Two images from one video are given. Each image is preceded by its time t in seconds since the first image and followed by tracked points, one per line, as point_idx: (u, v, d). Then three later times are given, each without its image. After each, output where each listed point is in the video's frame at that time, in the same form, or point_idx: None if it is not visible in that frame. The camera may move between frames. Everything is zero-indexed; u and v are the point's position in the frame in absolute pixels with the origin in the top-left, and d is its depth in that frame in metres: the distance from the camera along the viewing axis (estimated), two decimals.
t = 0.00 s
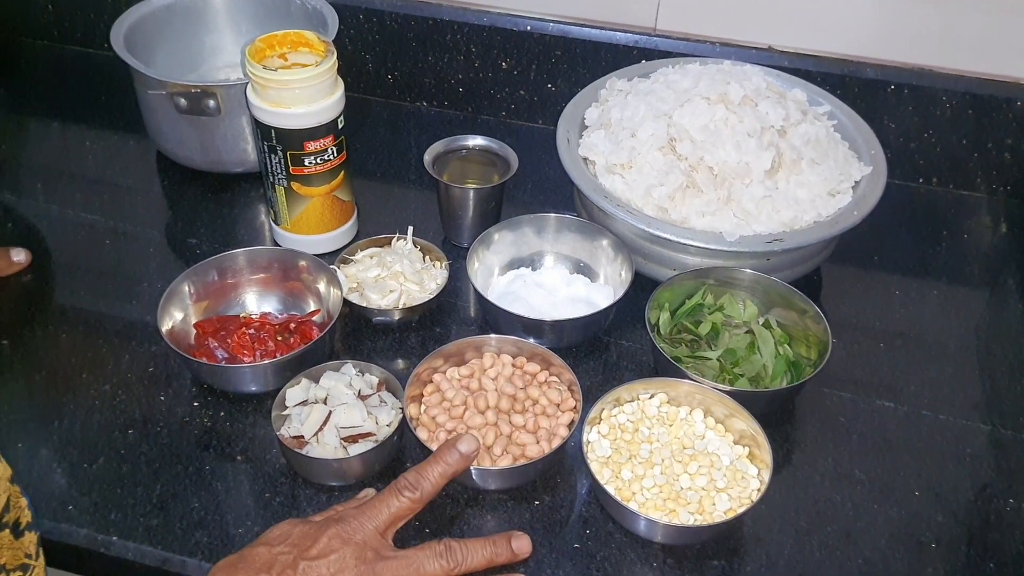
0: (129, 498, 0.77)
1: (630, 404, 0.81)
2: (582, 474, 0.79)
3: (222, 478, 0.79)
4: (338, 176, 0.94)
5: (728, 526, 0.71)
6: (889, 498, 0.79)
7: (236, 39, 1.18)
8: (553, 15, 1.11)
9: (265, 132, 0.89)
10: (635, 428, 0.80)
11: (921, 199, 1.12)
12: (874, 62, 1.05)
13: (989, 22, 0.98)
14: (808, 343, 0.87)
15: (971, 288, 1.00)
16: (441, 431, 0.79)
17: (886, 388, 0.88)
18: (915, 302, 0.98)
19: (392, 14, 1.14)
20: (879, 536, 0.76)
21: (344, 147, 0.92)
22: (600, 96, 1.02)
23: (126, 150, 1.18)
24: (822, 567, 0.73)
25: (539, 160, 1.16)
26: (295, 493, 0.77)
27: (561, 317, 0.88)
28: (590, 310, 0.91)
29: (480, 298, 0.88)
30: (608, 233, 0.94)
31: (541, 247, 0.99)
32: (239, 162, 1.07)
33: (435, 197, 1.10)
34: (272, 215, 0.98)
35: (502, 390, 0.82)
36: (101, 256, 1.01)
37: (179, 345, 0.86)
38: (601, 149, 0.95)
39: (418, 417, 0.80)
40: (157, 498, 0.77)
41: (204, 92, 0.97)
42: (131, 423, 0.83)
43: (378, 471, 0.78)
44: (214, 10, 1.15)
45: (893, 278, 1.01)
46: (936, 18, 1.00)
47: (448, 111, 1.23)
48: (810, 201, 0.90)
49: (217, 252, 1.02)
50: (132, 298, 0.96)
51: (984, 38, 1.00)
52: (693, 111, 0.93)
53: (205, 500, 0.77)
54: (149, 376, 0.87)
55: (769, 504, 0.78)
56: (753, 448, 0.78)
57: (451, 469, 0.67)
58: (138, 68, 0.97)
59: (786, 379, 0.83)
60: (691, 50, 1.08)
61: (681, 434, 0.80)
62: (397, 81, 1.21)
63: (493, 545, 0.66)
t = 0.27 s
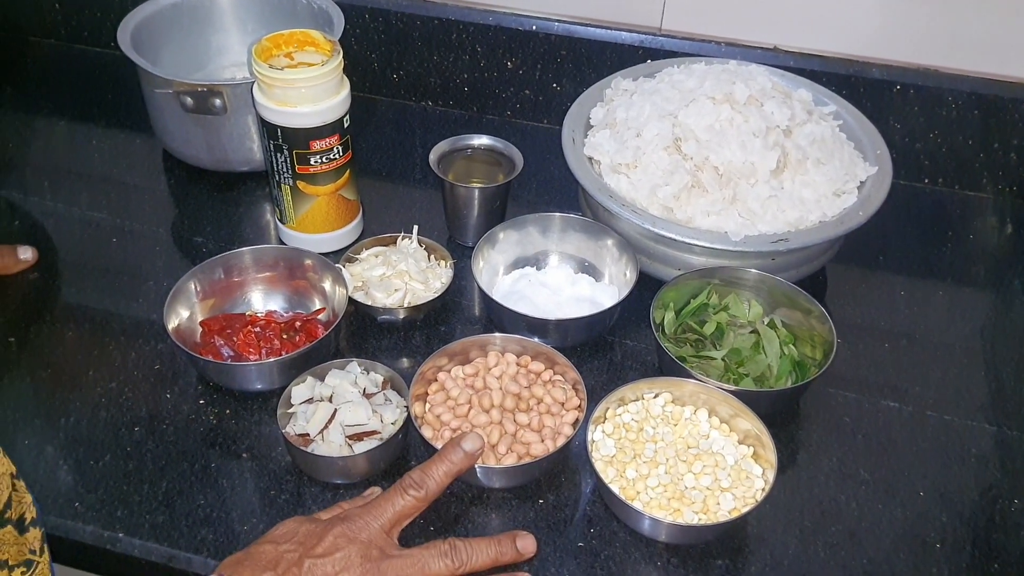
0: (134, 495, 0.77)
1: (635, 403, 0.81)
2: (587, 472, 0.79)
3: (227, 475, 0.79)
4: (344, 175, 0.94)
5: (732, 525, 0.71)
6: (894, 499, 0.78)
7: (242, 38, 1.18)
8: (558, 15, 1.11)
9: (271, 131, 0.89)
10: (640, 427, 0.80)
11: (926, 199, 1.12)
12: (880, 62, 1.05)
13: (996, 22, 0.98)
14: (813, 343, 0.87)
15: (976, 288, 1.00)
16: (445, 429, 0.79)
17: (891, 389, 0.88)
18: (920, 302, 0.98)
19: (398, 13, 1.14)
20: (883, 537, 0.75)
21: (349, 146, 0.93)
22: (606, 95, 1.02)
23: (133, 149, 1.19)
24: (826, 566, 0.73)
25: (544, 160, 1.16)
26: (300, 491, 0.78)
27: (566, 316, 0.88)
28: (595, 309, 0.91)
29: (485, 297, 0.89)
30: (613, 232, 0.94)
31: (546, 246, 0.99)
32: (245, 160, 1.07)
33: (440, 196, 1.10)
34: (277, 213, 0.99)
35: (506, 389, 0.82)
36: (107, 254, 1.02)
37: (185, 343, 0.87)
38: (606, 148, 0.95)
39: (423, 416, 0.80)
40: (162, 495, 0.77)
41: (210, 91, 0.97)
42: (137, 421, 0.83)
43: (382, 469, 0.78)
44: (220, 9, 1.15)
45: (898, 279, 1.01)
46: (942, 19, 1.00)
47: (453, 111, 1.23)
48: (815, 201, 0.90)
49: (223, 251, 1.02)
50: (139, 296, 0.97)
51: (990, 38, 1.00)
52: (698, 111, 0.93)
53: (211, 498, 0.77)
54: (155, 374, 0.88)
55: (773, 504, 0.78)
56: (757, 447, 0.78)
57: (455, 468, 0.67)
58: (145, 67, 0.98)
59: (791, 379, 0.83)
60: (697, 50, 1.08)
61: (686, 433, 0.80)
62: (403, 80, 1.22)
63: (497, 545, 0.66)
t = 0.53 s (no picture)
0: (146, 491, 0.78)
1: (643, 401, 0.82)
2: (595, 470, 0.79)
3: (238, 472, 0.79)
4: (354, 174, 0.95)
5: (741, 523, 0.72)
6: (902, 498, 0.79)
7: (252, 37, 1.19)
8: (566, 15, 1.11)
9: (281, 130, 0.90)
10: (648, 425, 0.80)
11: (934, 199, 1.12)
12: (888, 63, 1.06)
13: (1004, 23, 0.98)
14: (821, 343, 0.87)
15: (984, 288, 1.00)
16: (455, 427, 0.79)
17: (899, 388, 0.88)
18: (927, 302, 0.98)
19: (406, 13, 1.14)
20: (891, 536, 0.76)
21: (359, 146, 0.93)
22: (614, 95, 1.02)
23: (143, 148, 1.19)
24: (833, 565, 0.73)
25: (552, 159, 1.17)
26: (311, 488, 0.78)
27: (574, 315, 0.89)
28: (603, 308, 0.91)
29: (493, 295, 0.89)
30: (621, 232, 0.94)
31: (554, 246, 1.00)
32: (255, 160, 1.07)
33: (448, 195, 1.10)
34: (287, 212, 0.99)
35: (515, 387, 0.82)
36: (118, 253, 1.02)
37: (196, 341, 0.87)
38: (615, 148, 0.95)
39: (433, 413, 0.81)
40: (174, 491, 0.78)
41: (221, 91, 0.98)
42: (148, 418, 0.84)
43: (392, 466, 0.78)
44: (230, 8, 1.16)
45: (905, 279, 1.01)
46: (950, 19, 1.00)
47: (461, 110, 1.23)
48: (824, 201, 0.90)
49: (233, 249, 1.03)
50: (149, 294, 0.97)
51: (998, 38, 1.00)
52: (706, 110, 0.93)
53: (222, 494, 0.78)
54: (166, 372, 0.88)
55: (781, 502, 0.78)
56: (765, 446, 0.78)
57: (463, 467, 0.68)
58: (156, 66, 0.98)
59: (799, 378, 0.83)
60: (705, 50, 1.09)
61: (694, 432, 0.80)
62: (411, 80, 1.22)
63: (503, 545, 0.67)
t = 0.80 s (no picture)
0: (150, 491, 0.78)
1: (647, 403, 0.82)
2: (598, 472, 0.79)
3: (242, 473, 0.79)
4: (358, 175, 0.95)
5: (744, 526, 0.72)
6: (906, 500, 0.79)
7: (256, 38, 1.19)
8: (570, 16, 1.11)
9: (286, 131, 0.90)
10: (651, 427, 0.80)
11: (938, 202, 1.12)
12: (893, 65, 1.06)
13: (1010, 25, 0.98)
14: (825, 345, 0.87)
15: (988, 291, 1.00)
16: (458, 428, 0.79)
17: (902, 391, 0.88)
18: (932, 305, 0.98)
19: (411, 14, 1.14)
20: (894, 538, 0.76)
21: (363, 146, 0.93)
22: (618, 96, 1.02)
23: (147, 148, 1.19)
24: (837, 567, 0.73)
25: (556, 161, 1.16)
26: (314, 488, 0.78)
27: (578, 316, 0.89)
28: (607, 309, 0.91)
29: (497, 297, 0.89)
30: (625, 233, 0.94)
31: (558, 247, 1.00)
32: (259, 160, 1.08)
33: (452, 196, 1.11)
34: (291, 213, 0.99)
35: (518, 388, 0.82)
36: (122, 253, 1.02)
37: (200, 341, 0.87)
38: (619, 149, 0.95)
39: (436, 415, 0.80)
40: (177, 491, 0.78)
41: (225, 92, 0.98)
42: (152, 418, 0.84)
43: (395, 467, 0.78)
44: (235, 9, 1.16)
45: (909, 281, 1.01)
46: (955, 21, 1.00)
47: (464, 111, 1.23)
48: (828, 203, 0.90)
49: (237, 249, 1.03)
50: (154, 294, 0.97)
51: (1004, 40, 1.00)
52: (711, 112, 0.93)
53: (226, 494, 0.78)
54: (170, 372, 0.88)
55: (784, 505, 0.78)
56: (769, 448, 0.78)
57: (366, 457, 0.66)
58: (161, 66, 0.98)
59: (802, 380, 0.83)
60: (709, 52, 1.09)
61: (698, 434, 0.80)
62: (415, 81, 1.22)
63: (406, 528, 0.66)
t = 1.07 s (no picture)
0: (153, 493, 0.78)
1: (649, 406, 0.82)
2: (601, 474, 0.80)
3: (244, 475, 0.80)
4: (360, 178, 0.95)
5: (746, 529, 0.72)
6: (908, 503, 0.79)
7: (259, 41, 1.19)
8: (573, 19, 1.11)
9: (289, 133, 0.90)
10: (654, 429, 0.80)
11: (941, 204, 1.12)
12: (895, 67, 1.06)
13: (1011, 27, 0.98)
14: (827, 348, 0.87)
15: (991, 293, 1.00)
16: (461, 430, 0.79)
17: (905, 393, 0.88)
18: (934, 307, 0.98)
19: (413, 16, 1.15)
20: (896, 541, 0.76)
21: (366, 149, 0.93)
22: (621, 99, 1.02)
23: (151, 150, 1.20)
24: (839, 570, 0.73)
25: (558, 163, 1.17)
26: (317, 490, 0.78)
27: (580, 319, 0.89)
28: (609, 312, 0.91)
29: (499, 299, 0.89)
30: (627, 235, 0.94)
31: (560, 249, 1.00)
32: (262, 163, 1.08)
33: (454, 198, 1.11)
34: (294, 215, 0.99)
35: (521, 390, 0.82)
36: (125, 255, 1.03)
37: (203, 343, 0.87)
38: (621, 151, 0.95)
39: (439, 417, 0.81)
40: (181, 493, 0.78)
41: (228, 95, 0.98)
42: (156, 420, 0.84)
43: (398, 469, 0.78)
44: (238, 12, 1.16)
45: (912, 283, 1.01)
46: (956, 23, 1.00)
47: (467, 113, 1.24)
48: (830, 205, 0.90)
49: (240, 251, 1.03)
50: (157, 296, 0.98)
51: (1006, 43, 1.00)
52: (713, 115, 0.93)
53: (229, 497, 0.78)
54: (173, 374, 0.89)
55: (786, 507, 0.78)
56: (771, 451, 0.78)
57: (291, 436, 0.70)
58: (165, 70, 0.99)
59: (805, 383, 0.83)
60: (711, 54, 1.09)
61: (700, 437, 0.80)
62: (417, 83, 1.22)
63: (330, 501, 0.69)
